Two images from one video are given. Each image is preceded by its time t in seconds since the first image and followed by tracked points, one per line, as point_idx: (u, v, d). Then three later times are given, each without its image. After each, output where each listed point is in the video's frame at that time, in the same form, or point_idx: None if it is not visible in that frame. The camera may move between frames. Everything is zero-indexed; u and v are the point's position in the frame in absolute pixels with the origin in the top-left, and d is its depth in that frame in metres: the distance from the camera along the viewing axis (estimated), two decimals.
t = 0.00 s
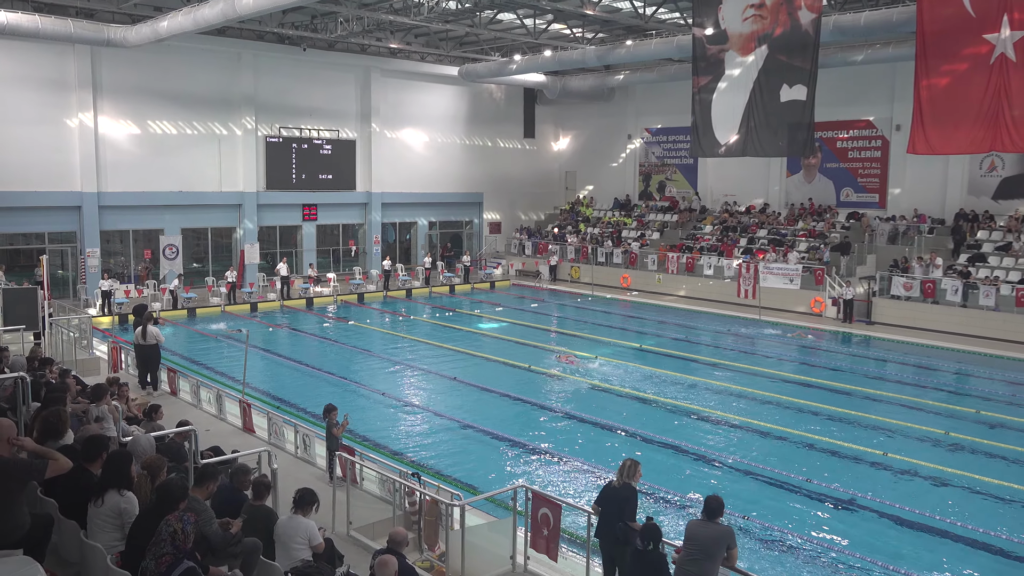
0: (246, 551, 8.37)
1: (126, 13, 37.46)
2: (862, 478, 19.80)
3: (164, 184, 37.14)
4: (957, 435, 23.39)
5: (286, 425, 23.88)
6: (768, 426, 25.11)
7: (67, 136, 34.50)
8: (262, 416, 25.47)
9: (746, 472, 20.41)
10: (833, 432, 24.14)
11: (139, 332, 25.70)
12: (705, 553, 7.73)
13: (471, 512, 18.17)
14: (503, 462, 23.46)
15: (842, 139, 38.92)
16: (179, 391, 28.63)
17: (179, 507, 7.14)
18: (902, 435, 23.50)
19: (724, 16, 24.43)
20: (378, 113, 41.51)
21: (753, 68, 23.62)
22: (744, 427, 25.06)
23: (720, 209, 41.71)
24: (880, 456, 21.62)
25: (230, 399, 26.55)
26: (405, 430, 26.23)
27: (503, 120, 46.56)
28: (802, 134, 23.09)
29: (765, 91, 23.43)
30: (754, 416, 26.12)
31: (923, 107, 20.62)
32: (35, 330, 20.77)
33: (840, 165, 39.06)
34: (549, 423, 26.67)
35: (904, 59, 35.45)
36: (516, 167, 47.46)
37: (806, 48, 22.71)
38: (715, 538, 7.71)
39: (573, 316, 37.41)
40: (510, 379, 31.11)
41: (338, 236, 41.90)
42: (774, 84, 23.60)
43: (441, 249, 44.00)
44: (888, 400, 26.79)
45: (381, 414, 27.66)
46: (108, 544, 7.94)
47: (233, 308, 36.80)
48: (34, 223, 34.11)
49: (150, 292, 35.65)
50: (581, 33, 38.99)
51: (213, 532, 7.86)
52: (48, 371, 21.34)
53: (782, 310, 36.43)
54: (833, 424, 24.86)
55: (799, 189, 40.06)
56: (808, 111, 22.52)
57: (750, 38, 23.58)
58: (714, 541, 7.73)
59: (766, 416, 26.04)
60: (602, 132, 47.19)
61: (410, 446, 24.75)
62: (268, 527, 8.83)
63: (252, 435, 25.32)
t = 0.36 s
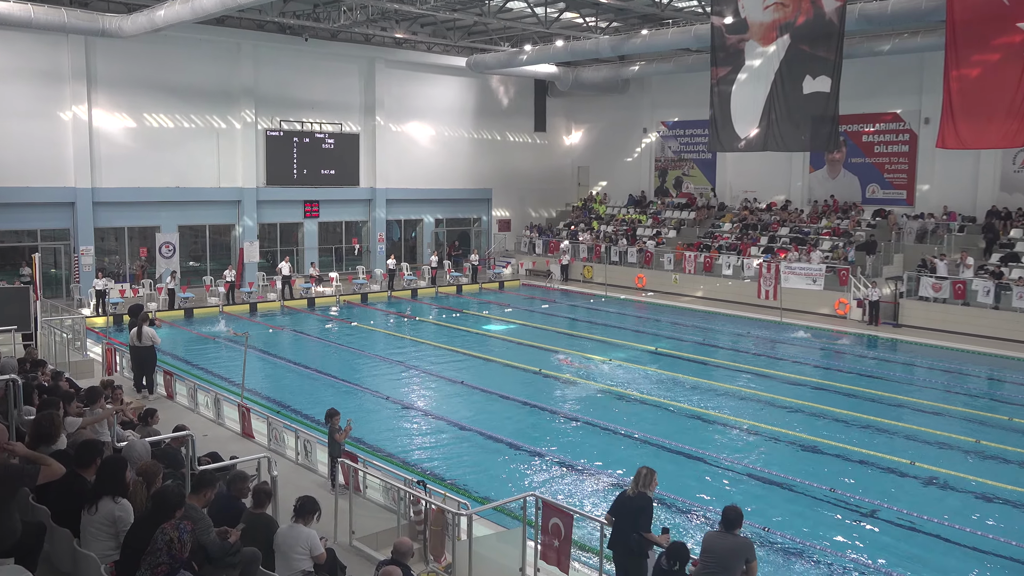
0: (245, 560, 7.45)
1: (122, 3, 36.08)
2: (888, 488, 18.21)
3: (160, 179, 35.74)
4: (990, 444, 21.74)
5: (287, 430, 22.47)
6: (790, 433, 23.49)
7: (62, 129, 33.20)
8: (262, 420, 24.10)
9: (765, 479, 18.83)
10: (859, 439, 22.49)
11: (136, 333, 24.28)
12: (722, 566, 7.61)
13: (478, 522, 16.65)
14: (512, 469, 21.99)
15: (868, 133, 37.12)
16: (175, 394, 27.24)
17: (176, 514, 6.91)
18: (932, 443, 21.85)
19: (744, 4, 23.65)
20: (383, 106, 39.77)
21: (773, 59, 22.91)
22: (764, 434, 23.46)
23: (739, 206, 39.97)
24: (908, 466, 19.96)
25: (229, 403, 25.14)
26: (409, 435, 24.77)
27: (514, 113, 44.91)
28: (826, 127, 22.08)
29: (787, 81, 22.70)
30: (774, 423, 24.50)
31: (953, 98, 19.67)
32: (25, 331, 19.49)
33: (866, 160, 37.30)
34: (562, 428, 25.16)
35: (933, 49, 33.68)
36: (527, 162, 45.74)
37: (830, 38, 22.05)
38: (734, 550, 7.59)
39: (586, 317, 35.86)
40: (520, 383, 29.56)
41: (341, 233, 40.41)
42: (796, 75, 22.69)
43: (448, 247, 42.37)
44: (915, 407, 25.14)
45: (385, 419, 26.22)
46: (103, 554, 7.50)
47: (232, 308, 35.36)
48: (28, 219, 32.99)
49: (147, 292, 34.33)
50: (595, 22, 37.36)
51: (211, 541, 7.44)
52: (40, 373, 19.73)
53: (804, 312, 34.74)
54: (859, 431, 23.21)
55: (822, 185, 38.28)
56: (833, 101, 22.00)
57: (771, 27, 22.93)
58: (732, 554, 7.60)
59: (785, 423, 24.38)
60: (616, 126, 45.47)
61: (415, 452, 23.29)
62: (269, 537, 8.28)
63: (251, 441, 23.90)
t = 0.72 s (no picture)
0: None
1: None
2: (927, 504, 16.62)
3: (159, 178, 34.34)
4: None
5: (290, 439, 21.04)
6: (817, 445, 21.89)
7: (57, 126, 31.91)
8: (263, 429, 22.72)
9: (796, 493, 17.25)
10: (893, 452, 20.86)
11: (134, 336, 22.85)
12: None
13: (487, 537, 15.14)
14: (524, 482, 20.46)
15: (897, 130, 35.34)
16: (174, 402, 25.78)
17: (174, 527, 6.43)
18: (971, 457, 20.19)
19: None
20: (390, 101, 38.29)
21: (798, 53, 22.73)
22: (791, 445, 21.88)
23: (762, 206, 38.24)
24: (938, 479, 18.33)
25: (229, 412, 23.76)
26: (415, 445, 23.28)
27: (527, 110, 43.25)
28: (853, 124, 22.14)
29: (812, 76, 22.55)
30: (800, 433, 22.91)
31: (987, 91, 19.40)
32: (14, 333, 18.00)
33: (895, 158, 35.54)
34: (576, 438, 23.64)
35: (966, 41, 31.94)
36: (539, 161, 44.00)
37: (857, 31, 21.81)
38: (754, 568, 7.10)
39: (600, 322, 34.30)
40: (532, 391, 28.03)
41: (346, 235, 38.79)
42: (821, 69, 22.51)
43: (457, 249, 40.72)
44: (949, 418, 23.49)
45: (390, 428, 24.74)
46: (97, 569, 6.71)
47: (232, 312, 33.96)
48: (20, 219, 31.67)
49: (144, 294, 32.97)
50: (611, 14, 35.74)
51: (210, 555, 6.85)
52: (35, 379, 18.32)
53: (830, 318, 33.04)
54: (894, 444, 21.56)
55: (849, 184, 36.52)
56: (859, 97, 21.80)
57: (795, 19, 22.75)
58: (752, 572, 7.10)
59: (811, 434, 22.77)
60: (632, 123, 43.80)
61: (421, 462, 21.82)
62: (269, 549, 7.64)
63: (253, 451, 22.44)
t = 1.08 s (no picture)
0: None
1: None
2: (974, 525, 15.05)
3: (158, 180, 32.98)
4: None
5: (292, 452, 19.54)
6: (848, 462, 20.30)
7: (52, 126, 30.71)
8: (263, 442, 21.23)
9: (829, 510, 15.70)
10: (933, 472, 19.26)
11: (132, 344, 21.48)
12: None
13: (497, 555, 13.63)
14: (535, 498, 18.97)
15: (929, 132, 33.52)
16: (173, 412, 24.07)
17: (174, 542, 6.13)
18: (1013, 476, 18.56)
19: None
20: (398, 101, 36.81)
21: (824, 50, 21.20)
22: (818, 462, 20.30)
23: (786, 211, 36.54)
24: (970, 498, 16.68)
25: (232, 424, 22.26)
26: (421, 459, 21.82)
27: (541, 110, 41.66)
28: (882, 125, 20.70)
29: (840, 75, 21.07)
30: (828, 449, 21.34)
31: None
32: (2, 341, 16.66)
33: (927, 161, 33.67)
34: (591, 453, 22.13)
35: (1002, 37, 30.25)
36: (553, 163, 42.32)
37: (886, 27, 20.40)
38: None
39: (617, 331, 32.75)
40: (545, 403, 26.51)
41: (351, 240, 37.26)
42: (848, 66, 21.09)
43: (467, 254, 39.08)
44: (988, 435, 21.84)
45: (395, 442, 23.29)
46: None
47: (233, 320, 32.56)
48: (14, 224, 30.39)
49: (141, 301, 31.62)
50: (629, 10, 34.22)
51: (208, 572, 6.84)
52: (26, 388, 16.94)
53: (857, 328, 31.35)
54: (932, 462, 19.96)
55: (878, 188, 34.77)
56: (890, 96, 20.44)
57: (822, 15, 21.23)
58: None
59: (840, 449, 21.19)
60: (650, 123, 42.17)
61: (428, 478, 20.38)
62: (269, 568, 7.33)
63: (254, 466, 20.94)
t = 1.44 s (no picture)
0: None
1: None
2: None
3: (159, 185, 31.69)
4: None
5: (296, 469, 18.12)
6: (887, 485, 18.74)
7: (51, 130, 29.50)
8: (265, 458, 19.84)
9: (872, 543, 14.17)
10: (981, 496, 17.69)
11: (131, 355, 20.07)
12: None
13: None
14: (552, 520, 17.50)
15: (966, 135, 31.74)
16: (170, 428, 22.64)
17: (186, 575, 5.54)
18: None
19: None
20: (408, 103, 35.40)
21: (853, 49, 19.02)
22: (855, 484, 18.74)
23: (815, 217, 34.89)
24: (1017, 525, 15.16)
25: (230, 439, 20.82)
26: (429, 477, 20.38)
27: (558, 112, 40.11)
28: (918, 128, 18.46)
29: (870, 75, 18.86)
30: (863, 470, 19.76)
31: None
32: None
33: (964, 166, 31.93)
34: (610, 471, 20.63)
35: None
36: (569, 167, 40.78)
37: (921, 24, 18.33)
38: None
39: (636, 344, 31.23)
40: (562, 419, 25.02)
41: (359, 247, 35.80)
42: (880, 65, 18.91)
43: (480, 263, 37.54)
44: None
45: (401, 459, 21.86)
46: None
47: (236, 331, 31.19)
48: (9, 231, 29.10)
49: (140, 311, 30.30)
50: (650, 8, 32.73)
51: None
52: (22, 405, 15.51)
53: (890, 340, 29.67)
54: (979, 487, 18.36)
55: (911, 195, 33.07)
56: (924, 98, 18.27)
57: (852, 12, 19.07)
58: None
59: (877, 470, 19.61)
60: (670, 126, 40.54)
61: (438, 497, 18.92)
62: None
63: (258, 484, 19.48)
